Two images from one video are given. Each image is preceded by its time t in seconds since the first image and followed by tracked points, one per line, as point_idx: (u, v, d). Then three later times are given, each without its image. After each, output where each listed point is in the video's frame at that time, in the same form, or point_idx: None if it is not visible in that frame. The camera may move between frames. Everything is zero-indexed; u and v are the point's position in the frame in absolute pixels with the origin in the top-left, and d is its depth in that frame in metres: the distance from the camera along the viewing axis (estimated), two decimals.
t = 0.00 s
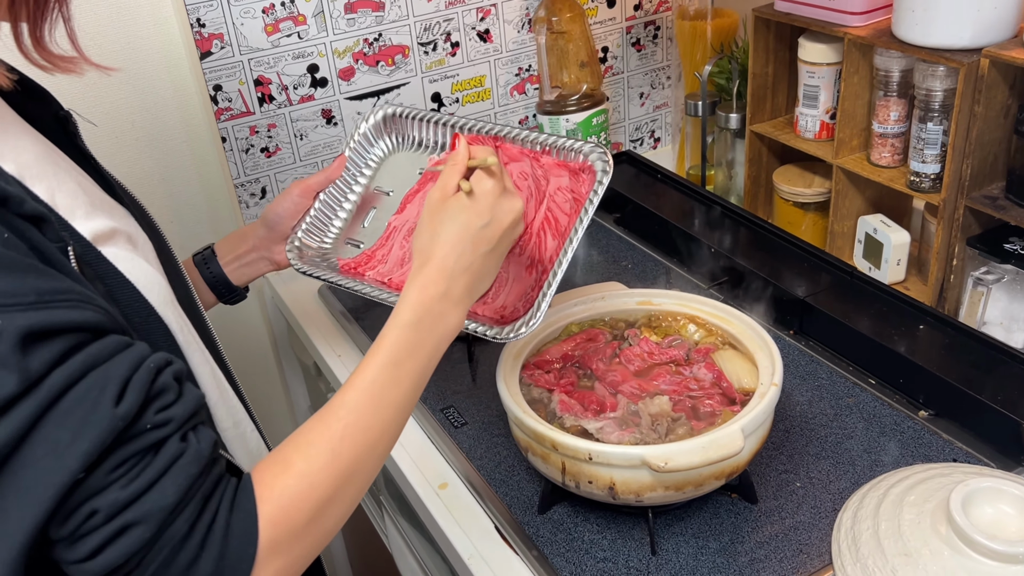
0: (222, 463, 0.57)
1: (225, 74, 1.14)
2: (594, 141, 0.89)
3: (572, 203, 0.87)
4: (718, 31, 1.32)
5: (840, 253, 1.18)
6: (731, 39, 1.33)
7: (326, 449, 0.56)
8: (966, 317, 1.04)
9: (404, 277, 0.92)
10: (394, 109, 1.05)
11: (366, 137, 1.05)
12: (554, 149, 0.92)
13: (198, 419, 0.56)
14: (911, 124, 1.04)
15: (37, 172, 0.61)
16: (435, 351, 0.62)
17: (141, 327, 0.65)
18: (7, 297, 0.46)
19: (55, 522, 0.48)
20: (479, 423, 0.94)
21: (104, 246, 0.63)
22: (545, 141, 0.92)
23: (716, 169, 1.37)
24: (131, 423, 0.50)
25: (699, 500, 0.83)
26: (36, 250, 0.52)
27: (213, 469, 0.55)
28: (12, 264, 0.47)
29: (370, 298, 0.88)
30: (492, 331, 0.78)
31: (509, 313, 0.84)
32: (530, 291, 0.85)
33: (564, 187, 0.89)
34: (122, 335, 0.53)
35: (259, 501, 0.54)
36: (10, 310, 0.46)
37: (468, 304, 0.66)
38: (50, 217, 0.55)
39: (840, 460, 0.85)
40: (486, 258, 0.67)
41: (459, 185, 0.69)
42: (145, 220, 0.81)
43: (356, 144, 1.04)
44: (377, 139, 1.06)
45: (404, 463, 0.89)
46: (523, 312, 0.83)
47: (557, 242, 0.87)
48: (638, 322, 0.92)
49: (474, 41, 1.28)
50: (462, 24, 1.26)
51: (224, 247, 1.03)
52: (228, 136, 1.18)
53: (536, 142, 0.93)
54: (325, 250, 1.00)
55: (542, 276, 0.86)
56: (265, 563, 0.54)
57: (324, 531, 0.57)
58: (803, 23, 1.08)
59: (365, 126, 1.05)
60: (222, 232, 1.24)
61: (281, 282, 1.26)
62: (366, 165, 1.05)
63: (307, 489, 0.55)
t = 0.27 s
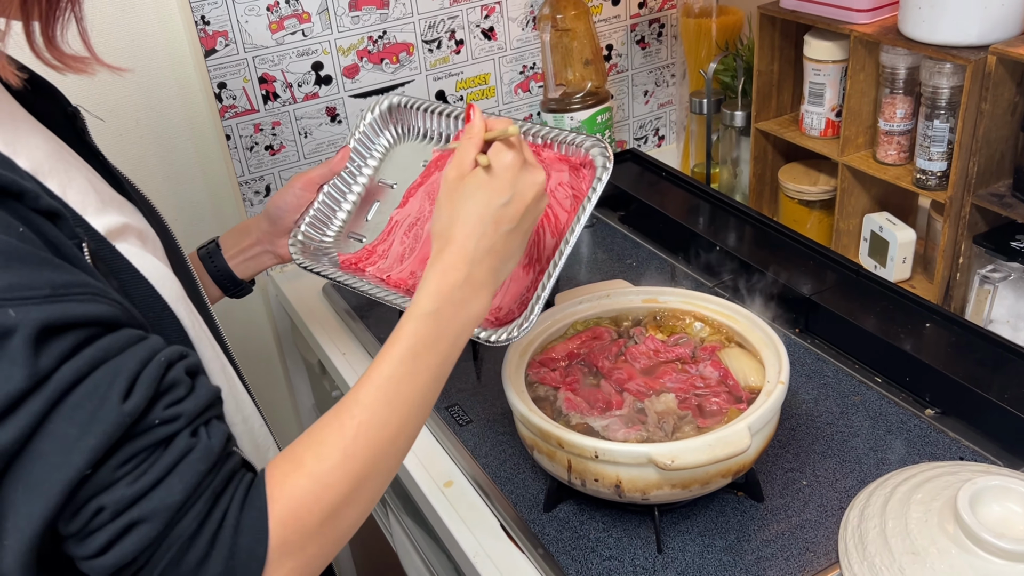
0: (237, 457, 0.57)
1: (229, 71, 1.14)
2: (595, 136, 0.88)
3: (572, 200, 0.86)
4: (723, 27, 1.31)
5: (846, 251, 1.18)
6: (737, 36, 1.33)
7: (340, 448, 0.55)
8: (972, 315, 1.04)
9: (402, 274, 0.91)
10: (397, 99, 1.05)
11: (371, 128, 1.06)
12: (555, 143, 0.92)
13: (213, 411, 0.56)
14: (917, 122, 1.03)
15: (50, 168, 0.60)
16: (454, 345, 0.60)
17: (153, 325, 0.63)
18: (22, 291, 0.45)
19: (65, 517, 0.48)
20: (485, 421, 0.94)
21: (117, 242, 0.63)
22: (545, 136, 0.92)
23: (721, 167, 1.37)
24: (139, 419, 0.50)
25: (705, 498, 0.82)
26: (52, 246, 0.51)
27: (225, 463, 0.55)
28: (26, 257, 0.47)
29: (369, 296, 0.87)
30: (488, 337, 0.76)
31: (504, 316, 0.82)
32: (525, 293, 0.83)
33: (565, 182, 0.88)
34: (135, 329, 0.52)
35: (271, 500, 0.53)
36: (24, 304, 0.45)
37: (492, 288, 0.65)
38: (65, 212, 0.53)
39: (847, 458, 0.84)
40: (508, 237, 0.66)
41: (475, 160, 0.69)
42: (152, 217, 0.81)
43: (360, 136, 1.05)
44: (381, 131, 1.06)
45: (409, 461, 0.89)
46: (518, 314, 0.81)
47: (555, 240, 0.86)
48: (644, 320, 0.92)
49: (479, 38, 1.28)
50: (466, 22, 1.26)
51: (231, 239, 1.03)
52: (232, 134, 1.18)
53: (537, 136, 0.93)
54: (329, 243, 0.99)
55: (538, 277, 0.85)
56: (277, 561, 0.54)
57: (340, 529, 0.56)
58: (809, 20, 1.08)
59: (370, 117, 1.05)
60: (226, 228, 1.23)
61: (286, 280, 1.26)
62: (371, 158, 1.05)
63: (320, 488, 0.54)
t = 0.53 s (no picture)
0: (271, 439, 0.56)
1: (233, 71, 1.14)
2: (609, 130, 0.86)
3: (586, 194, 0.85)
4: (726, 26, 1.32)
5: (849, 250, 1.18)
6: (740, 35, 1.35)
7: (378, 423, 0.54)
8: (976, 314, 1.04)
9: (416, 271, 0.92)
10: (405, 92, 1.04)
11: (378, 123, 1.05)
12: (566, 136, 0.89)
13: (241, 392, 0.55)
14: (921, 121, 1.03)
15: (59, 167, 0.60)
16: (488, 326, 0.61)
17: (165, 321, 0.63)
18: (38, 283, 0.45)
19: (97, 504, 0.47)
20: (489, 420, 0.95)
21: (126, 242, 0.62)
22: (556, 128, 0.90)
23: (724, 167, 1.37)
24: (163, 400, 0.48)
25: (709, 497, 0.83)
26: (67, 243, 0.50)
27: (259, 441, 0.53)
28: (41, 249, 0.46)
29: (381, 292, 0.88)
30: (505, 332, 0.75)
31: (522, 312, 0.81)
32: (543, 289, 0.83)
33: (579, 177, 0.86)
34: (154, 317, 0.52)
35: (309, 476, 0.53)
36: (40, 295, 0.45)
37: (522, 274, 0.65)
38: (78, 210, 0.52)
39: (851, 458, 0.84)
40: (537, 225, 0.67)
41: (499, 155, 0.71)
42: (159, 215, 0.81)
43: (367, 131, 1.04)
44: (389, 125, 1.06)
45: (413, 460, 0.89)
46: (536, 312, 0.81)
47: (571, 236, 0.86)
48: (648, 319, 0.92)
49: (482, 38, 1.28)
50: (470, 21, 1.26)
51: (240, 236, 1.04)
52: (236, 133, 1.18)
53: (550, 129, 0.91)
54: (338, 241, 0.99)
55: (555, 272, 0.85)
56: (316, 539, 0.53)
57: (377, 508, 0.56)
58: (813, 20, 1.08)
59: (377, 112, 1.05)
60: (231, 227, 1.24)
61: (290, 279, 1.26)
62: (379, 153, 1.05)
63: (358, 464, 0.54)
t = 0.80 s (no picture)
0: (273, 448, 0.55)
1: (235, 69, 1.14)
2: (614, 134, 0.86)
3: (590, 197, 0.84)
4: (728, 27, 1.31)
5: (852, 250, 1.17)
6: (743, 35, 1.33)
7: (380, 436, 0.54)
8: (980, 314, 1.03)
9: (416, 272, 0.92)
10: (413, 96, 1.04)
11: (386, 125, 1.05)
12: (573, 140, 0.89)
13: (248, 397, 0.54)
14: (925, 120, 1.03)
15: (67, 164, 0.60)
16: (495, 335, 0.60)
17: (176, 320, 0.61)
18: (55, 277, 0.45)
19: (97, 504, 0.47)
20: (491, 420, 0.94)
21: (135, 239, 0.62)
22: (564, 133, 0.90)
23: (727, 166, 1.37)
24: (169, 404, 0.48)
25: (712, 497, 0.82)
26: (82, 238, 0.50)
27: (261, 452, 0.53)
28: (56, 245, 0.46)
29: (380, 292, 0.87)
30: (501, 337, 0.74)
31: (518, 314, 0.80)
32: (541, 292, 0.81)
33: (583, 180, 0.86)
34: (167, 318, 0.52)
35: (308, 489, 0.52)
36: (57, 290, 0.45)
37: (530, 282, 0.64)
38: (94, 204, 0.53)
39: (853, 457, 0.84)
40: (546, 230, 0.66)
41: (505, 159, 0.70)
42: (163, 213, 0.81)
43: (375, 134, 1.04)
44: (397, 128, 1.06)
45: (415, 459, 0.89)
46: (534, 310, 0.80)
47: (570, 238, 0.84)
48: (650, 318, 0.92)
49: (484, 36, 1.28)
50: (472, 20, 1.26)
51: (244, 238, 1.04)
52: (238, 132, 1.18)
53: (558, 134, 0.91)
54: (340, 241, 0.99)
55: (554, 275, 0.82)
56: (313, 555, 0.52)
57: (379, 523, 0.55)
58: (816, 18, 1.07)
59: (385, 115, 1.05)
60: (233, 228, 1.24)
61: (291, 278, 1.26)
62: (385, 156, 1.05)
63: (358, 478, 0.53)
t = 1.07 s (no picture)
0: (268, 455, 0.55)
1: (235, 70, 1.14)
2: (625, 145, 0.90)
3: (600, 203, 0.85)
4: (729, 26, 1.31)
5: (853, 250, 1.17)
6: (743, 34, 1.33)
7: (375, 445, 0.53)
8: (981, 314, 1.03)
9: (422, 272, 0.91)
10: (424, 103, 1.07)
11: (396, 130, 1.07)
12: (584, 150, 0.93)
13: (243, 403, 0.54)
14: (925, 120, 1.03)
15: (67, 166, 0.60)
16: (497, 345, 0.60)
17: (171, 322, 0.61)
18: (44, 282, 0.45)
19: (89, 508, 0.46)
20: (491, 420, 0.94)
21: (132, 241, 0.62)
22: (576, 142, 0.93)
23: (727, 166, 1.37)
24: (156, 410, 0.48)
25: (712, 498, 0.82)
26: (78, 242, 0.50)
27: (254, 459, 0.52)
28: (49, 249, 0.46)
29: (390, 292, 0.87)
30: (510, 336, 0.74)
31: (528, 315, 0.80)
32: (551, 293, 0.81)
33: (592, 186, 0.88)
34: (160, 322, 0.51)
35: (301, 497, 0.52)
36: (45, 296, 0.45)
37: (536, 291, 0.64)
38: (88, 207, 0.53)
39: (854, 458, 0.84)
40: (554, 238, 0.66)
41: (518, 161, 0.70)
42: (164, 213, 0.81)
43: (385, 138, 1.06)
44: (407, 134, 1.07)
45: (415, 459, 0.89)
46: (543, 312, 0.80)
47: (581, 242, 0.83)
48: (650, 319, 0.92)
49: (484, 37, 1.28)
50: (472, 20, 1.26)
51: (246, 236, 1.04)
52: (238, 132, 1.18)
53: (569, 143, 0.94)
54: (346, 241, 0.99)
55: (565, 277, 0.82)
56: (305, 564, 0.52)
57: (370, 532, 0.54)
58: (816, 18, 1.07)
59: (395, 121, 1.07)
60: (234, 229, 1.24)
61: (292, 278, 1.26)
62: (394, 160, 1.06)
63: (351, 486, 0.53)
